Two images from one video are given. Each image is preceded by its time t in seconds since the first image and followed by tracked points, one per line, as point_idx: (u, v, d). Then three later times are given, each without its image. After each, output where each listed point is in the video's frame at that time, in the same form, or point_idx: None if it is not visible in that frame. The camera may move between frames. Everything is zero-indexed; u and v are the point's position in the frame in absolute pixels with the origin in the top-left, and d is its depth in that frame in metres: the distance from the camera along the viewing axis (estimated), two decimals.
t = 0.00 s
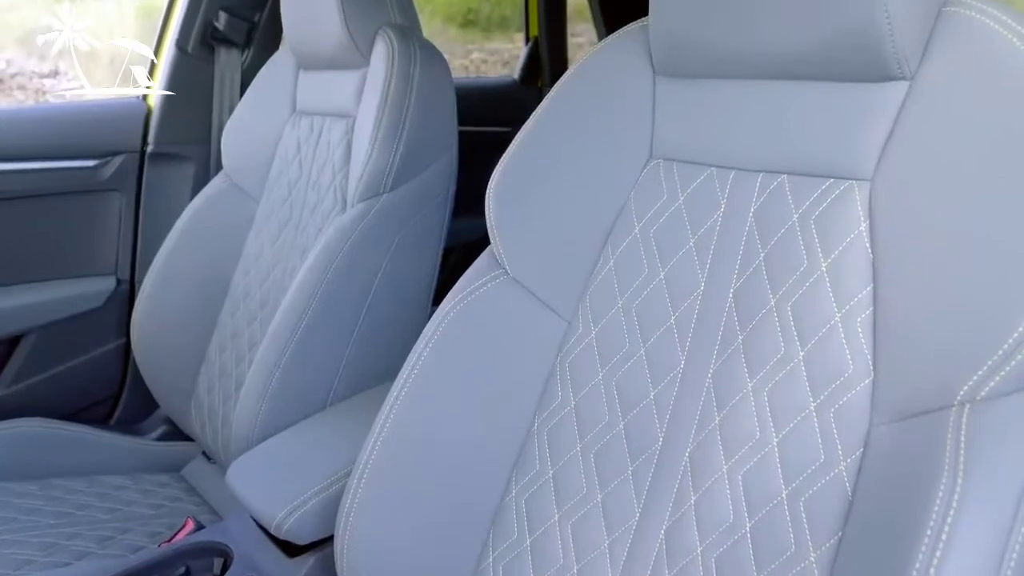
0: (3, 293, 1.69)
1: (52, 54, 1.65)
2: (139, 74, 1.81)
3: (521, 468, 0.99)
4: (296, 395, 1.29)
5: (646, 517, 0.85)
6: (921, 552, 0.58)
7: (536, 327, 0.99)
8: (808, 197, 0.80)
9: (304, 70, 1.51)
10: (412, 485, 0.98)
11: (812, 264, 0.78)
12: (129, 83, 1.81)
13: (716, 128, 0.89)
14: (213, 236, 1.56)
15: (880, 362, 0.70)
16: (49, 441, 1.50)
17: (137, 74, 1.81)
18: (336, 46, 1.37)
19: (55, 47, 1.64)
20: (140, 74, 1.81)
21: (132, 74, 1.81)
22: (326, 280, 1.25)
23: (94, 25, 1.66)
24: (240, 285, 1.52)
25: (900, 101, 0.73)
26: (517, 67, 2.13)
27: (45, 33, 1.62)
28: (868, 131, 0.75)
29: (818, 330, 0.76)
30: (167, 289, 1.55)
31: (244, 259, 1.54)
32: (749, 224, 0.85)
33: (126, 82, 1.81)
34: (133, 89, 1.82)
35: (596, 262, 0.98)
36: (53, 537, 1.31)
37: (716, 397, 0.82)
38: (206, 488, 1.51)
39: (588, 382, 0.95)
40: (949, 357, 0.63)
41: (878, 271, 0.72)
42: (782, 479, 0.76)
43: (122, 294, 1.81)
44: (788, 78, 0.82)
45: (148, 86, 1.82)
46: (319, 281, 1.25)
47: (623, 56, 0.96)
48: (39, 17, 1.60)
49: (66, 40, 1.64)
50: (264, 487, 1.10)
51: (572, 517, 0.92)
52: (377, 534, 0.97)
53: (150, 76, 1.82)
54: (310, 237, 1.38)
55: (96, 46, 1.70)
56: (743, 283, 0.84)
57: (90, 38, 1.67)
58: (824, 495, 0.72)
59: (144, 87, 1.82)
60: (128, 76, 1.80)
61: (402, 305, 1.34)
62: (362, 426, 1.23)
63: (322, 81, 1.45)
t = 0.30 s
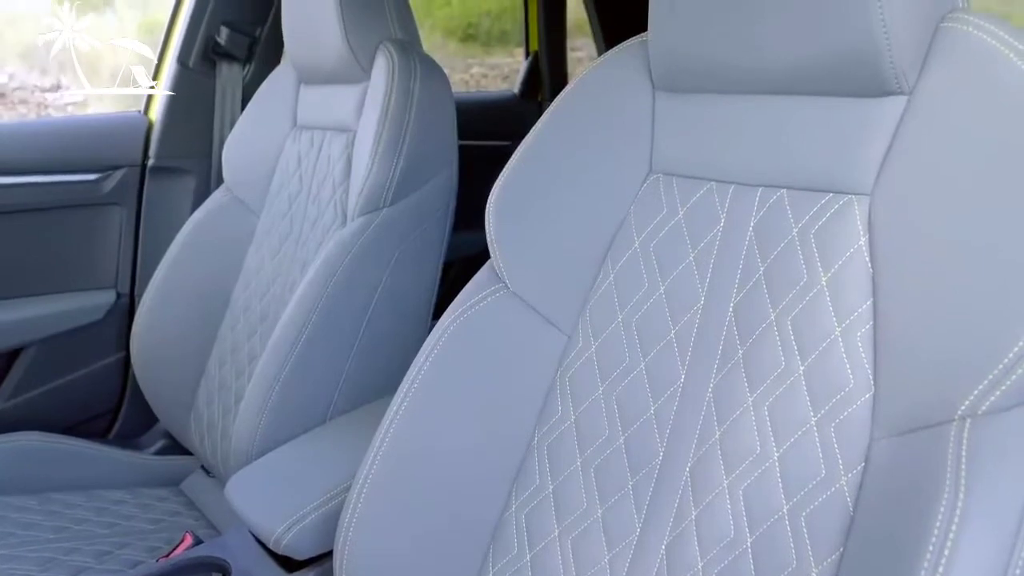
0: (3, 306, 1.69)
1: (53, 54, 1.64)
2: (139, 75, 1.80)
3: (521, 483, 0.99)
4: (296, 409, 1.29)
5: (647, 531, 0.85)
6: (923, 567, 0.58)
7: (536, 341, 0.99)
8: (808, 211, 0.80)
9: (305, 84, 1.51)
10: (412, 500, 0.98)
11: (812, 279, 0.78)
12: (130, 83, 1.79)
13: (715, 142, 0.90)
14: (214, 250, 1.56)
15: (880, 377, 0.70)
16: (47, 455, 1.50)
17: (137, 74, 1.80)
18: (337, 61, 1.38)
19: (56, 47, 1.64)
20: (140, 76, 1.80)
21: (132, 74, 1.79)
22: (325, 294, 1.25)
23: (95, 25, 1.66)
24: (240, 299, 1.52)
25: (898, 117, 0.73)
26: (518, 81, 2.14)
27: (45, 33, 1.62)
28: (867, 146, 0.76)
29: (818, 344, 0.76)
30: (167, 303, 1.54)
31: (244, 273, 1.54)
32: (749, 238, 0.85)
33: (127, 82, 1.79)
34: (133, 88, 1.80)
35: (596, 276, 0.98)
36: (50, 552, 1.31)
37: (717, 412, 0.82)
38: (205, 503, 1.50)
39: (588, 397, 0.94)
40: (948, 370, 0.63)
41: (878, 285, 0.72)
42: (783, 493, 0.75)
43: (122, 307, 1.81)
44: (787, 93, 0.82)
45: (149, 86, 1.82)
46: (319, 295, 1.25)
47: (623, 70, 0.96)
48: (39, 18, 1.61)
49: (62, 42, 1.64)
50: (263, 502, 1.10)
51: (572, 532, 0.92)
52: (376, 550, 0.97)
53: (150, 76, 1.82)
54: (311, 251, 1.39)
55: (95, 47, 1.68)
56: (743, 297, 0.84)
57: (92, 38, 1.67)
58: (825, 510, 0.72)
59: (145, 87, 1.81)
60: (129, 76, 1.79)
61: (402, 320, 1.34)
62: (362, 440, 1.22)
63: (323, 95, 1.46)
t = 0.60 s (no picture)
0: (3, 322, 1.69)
1: (54, 56, 1.63)
2: (139, 76, 1.79)
3: (521, 500, 0.98)
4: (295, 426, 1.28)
5: (648, 548, 0.85)
6: None
7: (536, 357, 0.99)
8: (807, 227, 0.80)
9: (307, 100, 1.51)
10: (412, 517, 0.97)
11: (812, 295, 0.78)
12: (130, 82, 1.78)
13: (715, 159, 0.90)
14: (215, 265, 1.56)
15: (880, 394, 0.70)
16: (45, 471, 1.49)
17: (137, 75, 1.79)
18: (337, 77, 1.38)
19: (55, 48, 1.62)
20: (140, 74, 1.79)
21: (133, 75, 1.78)
22: (325, 311, 1.25)
23: (96, 25, 1.64)
24: (240, 314, 1.52)
25: (897, 133, 0.73)
26: (518, 97, 2.15)
27: (44, 32, 1.61)
28: (866, 162, 0.76)
29: (818, 360, 0.76)
30: (167, 318, 1.54)
31: (244, 289, 1.54)
32: (749, 254, 0.85)
33: (128, 83, 1.78)
34: (135, 88, 1.80)
35: (596, 291, 0.98)
36: (47, 569, 1.30)
37: (718, 428, 0.82)
38: (203, 519, 1.50)
39: (588, 414, 0.94)
40: (949, 387, 0.63)
41: (879, 302, 0.72)
42: (785, 510, 0.75)
43: (122, 323, 1.81)
44: (785, 110, 0.83)
45: (149, 86, 1.82)
46: (319, 311, 1.25)
47: (623, 87, 0.96)
48: (38, 16, 1.60)
49: (61, 40, 1.62)
50: (262, 518, 1.10)
51: (573, 549, 0.91)
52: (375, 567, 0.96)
53: (150, 76, 1.82)
54: (310, 267, 1.39)
55: (95, 45, 1.66)
56: (744, 313, 0.84)
57: (92, 38, 1.65)
58: (827, 527, 0.72)
59: (145, 87, 1.81)
60: (130, 78, 1.78)
61: (401, 336, 1.34)
62: (361, 456, 1.22)
63: (323, 112, 1.46)
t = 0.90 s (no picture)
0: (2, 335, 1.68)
1: (54, 55, 1.62)
2: (139, 77, 1.77)
3: (521, 515, 0.98)
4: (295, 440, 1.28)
5: (650, 563, 0.84)
6: None
7: (536, 371, 0.99)
8: (807, 242, 0.81)
9: (308, 114, 1.52)
10: (411, 532, 0.97)
11: (812, 309, 0.78)
12: (131, 83, 1.75)
13: (715, 173, 0.90)
14: (215, 278, 1.56)
15: (881, 409, 0.70)
16: (42, 485, 1.49)
17: (138, 75, 1.76)
18: (338, 92, 1.39)
19: (55, 47, 1.62)
20: (140, 74, 1.77)
21: (133, 76, 1.75)
22: (325, 325, 1.25)
23: (95, 25, 1.63)
24: (239, 328, 1.52)
25: (896, 147, 0.73)
26: (517, 111, 2.16)
27: (43, 32, 1.60)
28: (865, 176, 0.76)
29: (819, 375, 0.76)
30: (167, 331, 1.54)
31: (244, 302, 1.54)
32: (749, 267, 0.85)
33: (129, 84, 1.76)
34: (138, 88, 1.79)
35: (597, 305, 0.98)
36: None
37: (719, 443, 0.82)
38: (201, 534, 1.49)
39: (588, 428, 0.94)
40: (949, 402, 0.63)
41: (879, 316, 0.72)
42: (786, 525, 0.75)
43: (122, 336, 1.81)
44: (785, 125, 0.83)
45: (149, 86, 1.82)
46: (319, 325, 1.25)
47: (622, 102, 0.97)
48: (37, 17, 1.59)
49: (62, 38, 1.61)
50: (261, 532, 1.09)
51: (573, 564, 0.91)
52: None
53: (150, 76, 1.80)
54: (310, 281, 1.39)
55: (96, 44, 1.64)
56: (744, 327, 0.83)
57: (92, 38, 1.63)
58: (829, 542, 0.72)
59: (145, 87, 1.80)
60: (130, 79, 1.75)
61: (401, 350, 1.34)
62: (360, 470, 1.22)
63: (323, 126, 1.46)
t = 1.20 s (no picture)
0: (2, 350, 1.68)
1: (55, 57, 1.60)
2: (139, 77, 1.75)
3: (521, 532, 0.98)
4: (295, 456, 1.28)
5: None
6: None
7: (536, 387, 0.98)
8: (806, 258, 0.81)
9: (308, 130, 1.52)
10: (411, 549, 0.96)
11: (812, 325, 0.78)
12: (131, 83, 1.73)
13: (714, 189, 0.90)
14: (215, 294, 1.56)
15: (883, 426, 0.70)
16: (40, 501, 1.48)
17: (138, 75, 1.74)
18: (338, 108, 1.39)
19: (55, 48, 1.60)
20: (140, 75, 1.75)
21: (133, 76, 1.73)
22: (325, 340, 1.25)
23: (95, 25, 1.61)
24: (239, 343, 1.52)
25: (895, 163, 0.73)
26: (517, 127, 2.17)
27: (43, 32, 1.58)
28: (864, 192, 0.76)
29: (819, 391, 0.76)
30: (166, 346, 1.54)
31: (243, 317, 1.54)
32: (749, 283, 0.85)
33: (129, 83, 1.74)
34: (138, 88, 1.77)
35: (597, 320, 0.98)
36: None
37: (720, 459, 0.82)
38: (200, 551, 1.49)
39: (588, 445, 0.94)
40: (951, 418, 0.63)
41: (879, 332, 0.72)
42: (787, 542, 0.75)
43: (121, 352, 1.81)
44: (784, 141, 0.83)
45: (149, 86, 1.80)
46: (319, 340, 1.24)
47: (622, 119, 0.97)
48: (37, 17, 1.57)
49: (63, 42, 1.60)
50: (260, 549, 1.08)
51: None
52: None
53: (150, 76, 1.78)
54: (310, 296, 1.39)
55: (96, 45, 1.63)
56: (743, 344, 0.83)
57: (92, 38, 1.62)
58: (831, 559, 0.71)
59: (145, 87, 1.78)
60: (130, 78, 1.73)
61: (401, 365, 1.34)
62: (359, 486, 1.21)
63: (324, 142, 1.47)
